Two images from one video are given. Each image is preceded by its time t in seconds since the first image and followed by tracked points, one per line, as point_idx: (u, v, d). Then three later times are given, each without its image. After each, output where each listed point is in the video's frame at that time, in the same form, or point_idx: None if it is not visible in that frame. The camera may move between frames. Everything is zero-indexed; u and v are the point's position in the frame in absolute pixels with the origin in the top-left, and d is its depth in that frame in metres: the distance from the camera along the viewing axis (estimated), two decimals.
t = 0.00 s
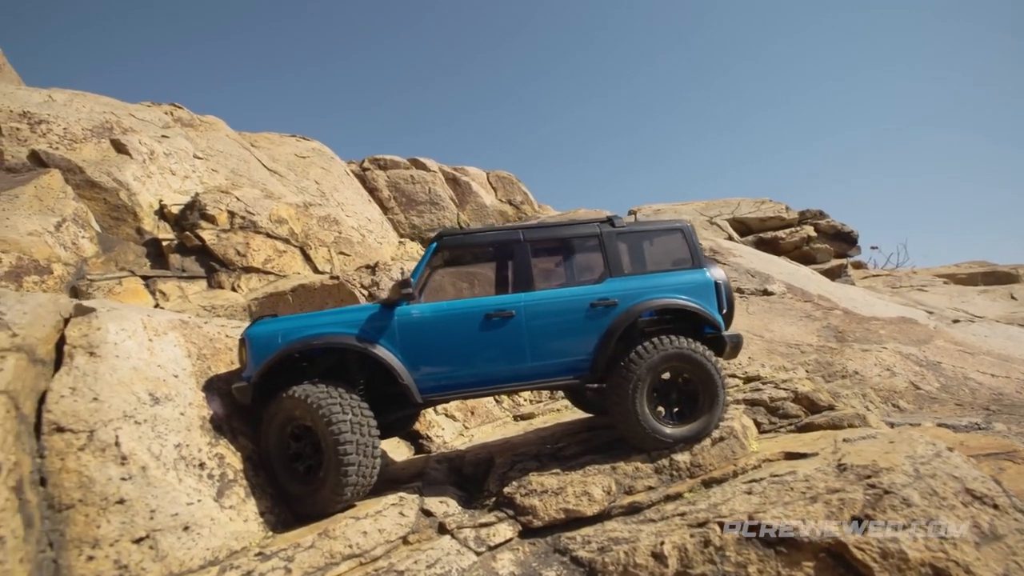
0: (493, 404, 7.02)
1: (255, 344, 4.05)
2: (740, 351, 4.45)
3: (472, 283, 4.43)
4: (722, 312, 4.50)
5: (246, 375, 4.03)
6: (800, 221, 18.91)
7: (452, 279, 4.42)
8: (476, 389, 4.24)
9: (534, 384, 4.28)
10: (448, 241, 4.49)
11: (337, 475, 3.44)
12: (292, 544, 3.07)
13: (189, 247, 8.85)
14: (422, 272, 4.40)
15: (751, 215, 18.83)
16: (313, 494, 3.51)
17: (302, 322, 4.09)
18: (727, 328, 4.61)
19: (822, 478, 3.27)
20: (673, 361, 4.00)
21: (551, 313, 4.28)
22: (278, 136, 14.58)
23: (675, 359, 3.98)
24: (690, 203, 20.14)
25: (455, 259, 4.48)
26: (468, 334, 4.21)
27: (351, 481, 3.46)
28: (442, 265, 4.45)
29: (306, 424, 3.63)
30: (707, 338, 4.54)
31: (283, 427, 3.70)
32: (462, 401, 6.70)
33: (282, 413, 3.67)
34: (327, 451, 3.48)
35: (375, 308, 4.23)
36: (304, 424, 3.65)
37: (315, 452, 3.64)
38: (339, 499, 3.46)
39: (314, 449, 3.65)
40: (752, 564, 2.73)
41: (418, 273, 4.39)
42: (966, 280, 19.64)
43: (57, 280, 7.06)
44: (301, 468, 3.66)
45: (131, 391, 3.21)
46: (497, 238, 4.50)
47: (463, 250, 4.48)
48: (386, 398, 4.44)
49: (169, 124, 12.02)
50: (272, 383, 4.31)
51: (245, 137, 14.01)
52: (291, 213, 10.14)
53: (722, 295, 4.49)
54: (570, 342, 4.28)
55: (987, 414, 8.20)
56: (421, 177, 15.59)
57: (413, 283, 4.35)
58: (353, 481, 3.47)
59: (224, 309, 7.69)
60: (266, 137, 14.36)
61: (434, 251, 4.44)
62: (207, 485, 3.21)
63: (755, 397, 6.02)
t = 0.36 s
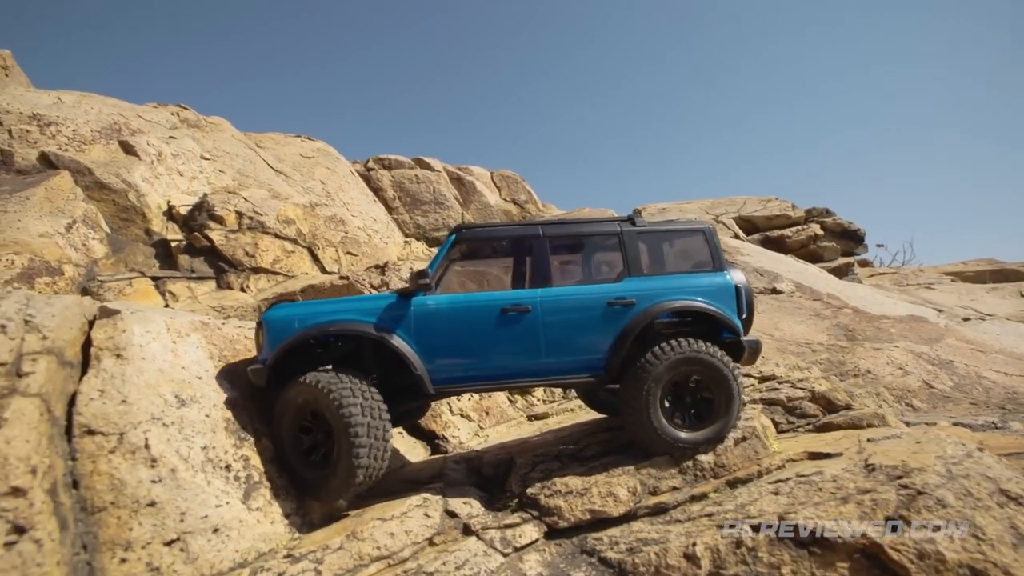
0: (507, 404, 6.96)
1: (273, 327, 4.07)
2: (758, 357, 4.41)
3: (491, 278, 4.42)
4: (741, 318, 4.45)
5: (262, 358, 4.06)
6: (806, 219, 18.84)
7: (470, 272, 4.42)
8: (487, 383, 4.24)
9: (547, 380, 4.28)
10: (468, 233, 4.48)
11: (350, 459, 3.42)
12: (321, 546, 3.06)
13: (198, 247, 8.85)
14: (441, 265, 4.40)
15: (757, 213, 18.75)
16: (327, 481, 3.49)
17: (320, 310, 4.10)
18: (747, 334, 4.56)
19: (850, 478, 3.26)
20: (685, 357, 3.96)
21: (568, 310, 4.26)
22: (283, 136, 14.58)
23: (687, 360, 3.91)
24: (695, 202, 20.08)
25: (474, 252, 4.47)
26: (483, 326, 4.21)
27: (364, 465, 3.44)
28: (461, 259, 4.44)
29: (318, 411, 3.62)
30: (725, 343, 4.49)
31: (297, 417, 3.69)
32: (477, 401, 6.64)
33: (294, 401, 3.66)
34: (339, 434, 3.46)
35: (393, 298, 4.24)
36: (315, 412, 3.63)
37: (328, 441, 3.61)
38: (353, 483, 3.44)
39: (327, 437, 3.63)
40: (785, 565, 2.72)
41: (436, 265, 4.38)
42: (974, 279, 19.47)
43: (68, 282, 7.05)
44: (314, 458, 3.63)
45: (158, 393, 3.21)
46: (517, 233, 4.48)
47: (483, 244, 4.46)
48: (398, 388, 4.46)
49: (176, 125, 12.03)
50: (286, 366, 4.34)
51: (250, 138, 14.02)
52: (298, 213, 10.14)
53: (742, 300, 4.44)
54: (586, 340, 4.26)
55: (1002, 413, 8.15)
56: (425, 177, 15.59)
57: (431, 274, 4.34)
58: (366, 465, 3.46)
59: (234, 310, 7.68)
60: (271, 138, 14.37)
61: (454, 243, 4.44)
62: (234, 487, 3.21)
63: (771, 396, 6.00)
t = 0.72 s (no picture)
0: (516, 405, 6.90)
1: (281, 289, 4.19)
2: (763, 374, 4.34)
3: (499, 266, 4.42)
4: (751, 332, 4.40)
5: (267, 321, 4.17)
6: (810, 219, 18.82)
7: (477, 259, 4.42)
8: (481, 368, 4.26)
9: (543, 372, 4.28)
10: (479, 218, 4.50)
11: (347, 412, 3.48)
12: (340, 547, 3.07)
13: (203, 248, 8.84)
14: (450, 248, 4.43)
15: (761, 213, 18.70)
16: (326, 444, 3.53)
17: (328, 280, 4.17)
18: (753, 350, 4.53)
19: (869, 479, 3.27)
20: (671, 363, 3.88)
21: (573, 308, 4.23)
22: (286, 137, 14.59)
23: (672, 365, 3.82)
24: (699, 202, 20.04)
25: (485, 237, 4.48)
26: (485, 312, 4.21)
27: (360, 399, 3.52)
28: (470, 244, 4.46)
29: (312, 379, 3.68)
30: (730, 355, 4.45)
31: (289, 392, 3.72)
32: (487, 402, 6.48)
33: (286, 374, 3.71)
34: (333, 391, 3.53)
35: (399, 276, 4.27)
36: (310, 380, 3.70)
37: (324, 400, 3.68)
38: (353, 440, 3.49)
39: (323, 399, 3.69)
40: (807, 565, 2.75)
41: (445, 247, 4.41)
42: (977, 278, 19.47)
43: (75, 282, 7.06)
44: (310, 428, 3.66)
45: (177, 395, 3.22)
46: (529, 224, 4.49)
47: (494, 231, 4.48)
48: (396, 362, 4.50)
49: (180, 126, 12.04)
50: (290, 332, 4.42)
51: (254, 138, 14.03)
52: (303, 214, 10.15)
53: (752, 315, 4.39)
54: (588, 339, 4.23)
55: (1010, 413, 8.13)
56: (428, 177, 15.59)
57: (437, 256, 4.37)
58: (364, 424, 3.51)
59: (241, 311, 7.66)
60: (275, 139, 14.37)
61: (464, 226, 4.46)
62: (253, 488, 3.22)
63: (781, 397, 6.00)
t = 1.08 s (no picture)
0: (525, 405, 6.91)
1: (282, 236, 4.45)
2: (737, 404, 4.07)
3: (485, 249, 4.39)
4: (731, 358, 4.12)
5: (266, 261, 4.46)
6: (813, 219, 18.81)
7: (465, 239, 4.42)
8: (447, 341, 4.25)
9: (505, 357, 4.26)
10: (476, 196, 4.54)
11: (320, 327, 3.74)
12: (359, 547, 3.09)
13: (209, 249, 8.82)
14: (443, 222, 4.48)
15: (763, 213, 18.67)
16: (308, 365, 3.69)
17: (323, 232, 4.39)
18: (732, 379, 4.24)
19: (884, 478, 3.30)
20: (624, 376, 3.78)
21: (546, 301, 4.14)
22: (288, 137, 14.61)
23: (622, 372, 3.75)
24: (701, 201, 20.00)
25: (481, 217, 4.48)
26: (461, 287, 4.21)
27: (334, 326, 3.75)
28: (463, 221, 4.49)
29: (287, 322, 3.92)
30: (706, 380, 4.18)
31: (266, 345, 3.90)
32: (497, 402, 6.47)
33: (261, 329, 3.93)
34: (306, 317, 3.79)
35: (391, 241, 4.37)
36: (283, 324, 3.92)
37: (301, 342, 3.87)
38: (328, 367, 3.69)
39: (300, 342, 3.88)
40: (826, 564, 2.79)
41: (437, 220, 4.46)
42: (980, 278, 19.46)
43: (82, 282, 7.03)
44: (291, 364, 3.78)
45: (196, 395, 3.23)
46: (522, 211, 4.44)
47: (488, 213, 4.48)
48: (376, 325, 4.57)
49: (184, 126, 12.05)
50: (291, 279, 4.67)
51: (257, 138, 14.04)
52: (308, 214, 10.16)
53: (736, 341, 4.11)
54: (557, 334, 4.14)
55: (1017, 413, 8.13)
56: (431, 177, 15.61)
57: (429, 229, 4.43)
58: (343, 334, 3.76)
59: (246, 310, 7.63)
60: (278, 139, 14.38)
61: (463, 202, 4.51)
62: (272, 487, 3.24)
63: (790, 397, 6.02)
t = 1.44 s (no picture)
0: (534, 406, 6.71)
1: (295, 205, 4.58)
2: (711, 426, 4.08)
3: (487, 244, 4.41)
4: (712, 381, 4.14)
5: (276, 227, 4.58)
6: (816, 219, 18.80)
7: (467, 231, 4.46)
8: (436, 328, 4.31)
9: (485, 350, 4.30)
10: (486, 190, 4.57)
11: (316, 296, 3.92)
12: (381, 545, 3.12)
13: (215, 249, 8.77)
14: (450, 211, 4.52)
15: (767, 213, 18.64)
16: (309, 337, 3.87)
17: (333, 206, 4.49)
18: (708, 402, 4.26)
19: (900, 478, 3.34)
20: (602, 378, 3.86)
21: (536, 301, 4.16)
22: (292, 138, 14.65)
23: (598, 371, 3.83)
24: (705, 201, 19.96)
25: (486, 207, 4.52)
26: (455, 279, 4.25)
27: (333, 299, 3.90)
28: (470, 212, 4.52)
29: (281, 306, 4.09)
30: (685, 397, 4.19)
31: (268, 321, 4.05)
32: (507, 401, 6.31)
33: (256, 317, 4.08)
34: (309, 289, 3.95)
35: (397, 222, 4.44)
36: (277, 308, 4.08)
37: (301, 316, 4.03)
38: (328, 341, 3.85)
39: (300, 315, 4.04)
40: (845, 563, 2.84)
41: (444, 209, 4.50)
42: (985, 278, 19.42)
43: (91, 282, 6.97)
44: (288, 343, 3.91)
45: (218, 395, 3.26)
46: (528, 209, 4.44)
47: (494, 207, 4.50)
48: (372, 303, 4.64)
49: (189, 127, 12.10)
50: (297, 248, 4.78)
51: (261, 139, 14.06)
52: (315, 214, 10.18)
53: (719, 365, 4.12)
54: (541, 332, 4.17)
55: None
56: (434, 177, 15.67)
57: (435, 216, 4.47)
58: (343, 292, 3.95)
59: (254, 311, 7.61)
60: (282, 140, 14.41)
61: (471, 193, 4.55)
62: (294, 486, 3.27)
63: (800, 397, 6.04)
